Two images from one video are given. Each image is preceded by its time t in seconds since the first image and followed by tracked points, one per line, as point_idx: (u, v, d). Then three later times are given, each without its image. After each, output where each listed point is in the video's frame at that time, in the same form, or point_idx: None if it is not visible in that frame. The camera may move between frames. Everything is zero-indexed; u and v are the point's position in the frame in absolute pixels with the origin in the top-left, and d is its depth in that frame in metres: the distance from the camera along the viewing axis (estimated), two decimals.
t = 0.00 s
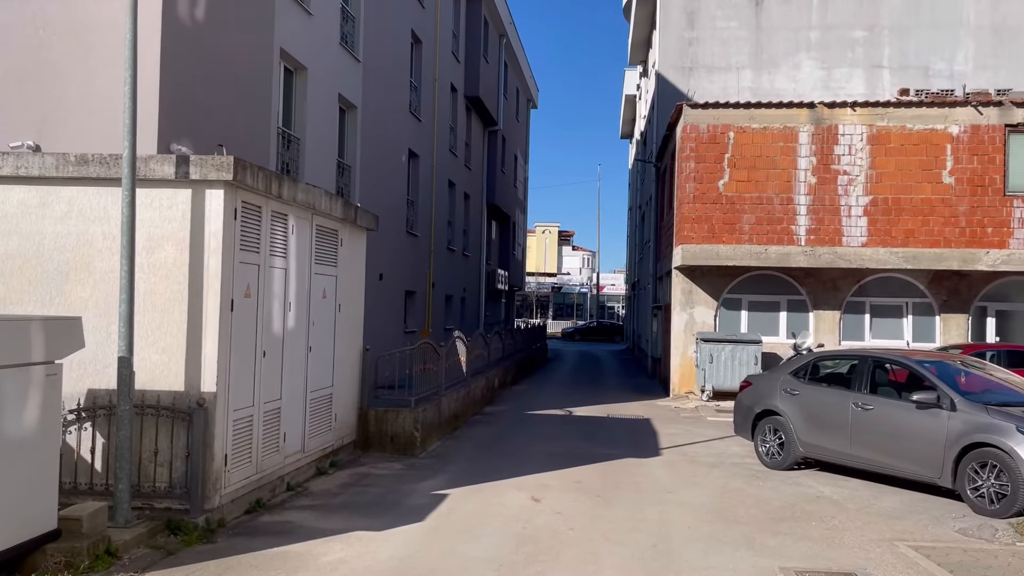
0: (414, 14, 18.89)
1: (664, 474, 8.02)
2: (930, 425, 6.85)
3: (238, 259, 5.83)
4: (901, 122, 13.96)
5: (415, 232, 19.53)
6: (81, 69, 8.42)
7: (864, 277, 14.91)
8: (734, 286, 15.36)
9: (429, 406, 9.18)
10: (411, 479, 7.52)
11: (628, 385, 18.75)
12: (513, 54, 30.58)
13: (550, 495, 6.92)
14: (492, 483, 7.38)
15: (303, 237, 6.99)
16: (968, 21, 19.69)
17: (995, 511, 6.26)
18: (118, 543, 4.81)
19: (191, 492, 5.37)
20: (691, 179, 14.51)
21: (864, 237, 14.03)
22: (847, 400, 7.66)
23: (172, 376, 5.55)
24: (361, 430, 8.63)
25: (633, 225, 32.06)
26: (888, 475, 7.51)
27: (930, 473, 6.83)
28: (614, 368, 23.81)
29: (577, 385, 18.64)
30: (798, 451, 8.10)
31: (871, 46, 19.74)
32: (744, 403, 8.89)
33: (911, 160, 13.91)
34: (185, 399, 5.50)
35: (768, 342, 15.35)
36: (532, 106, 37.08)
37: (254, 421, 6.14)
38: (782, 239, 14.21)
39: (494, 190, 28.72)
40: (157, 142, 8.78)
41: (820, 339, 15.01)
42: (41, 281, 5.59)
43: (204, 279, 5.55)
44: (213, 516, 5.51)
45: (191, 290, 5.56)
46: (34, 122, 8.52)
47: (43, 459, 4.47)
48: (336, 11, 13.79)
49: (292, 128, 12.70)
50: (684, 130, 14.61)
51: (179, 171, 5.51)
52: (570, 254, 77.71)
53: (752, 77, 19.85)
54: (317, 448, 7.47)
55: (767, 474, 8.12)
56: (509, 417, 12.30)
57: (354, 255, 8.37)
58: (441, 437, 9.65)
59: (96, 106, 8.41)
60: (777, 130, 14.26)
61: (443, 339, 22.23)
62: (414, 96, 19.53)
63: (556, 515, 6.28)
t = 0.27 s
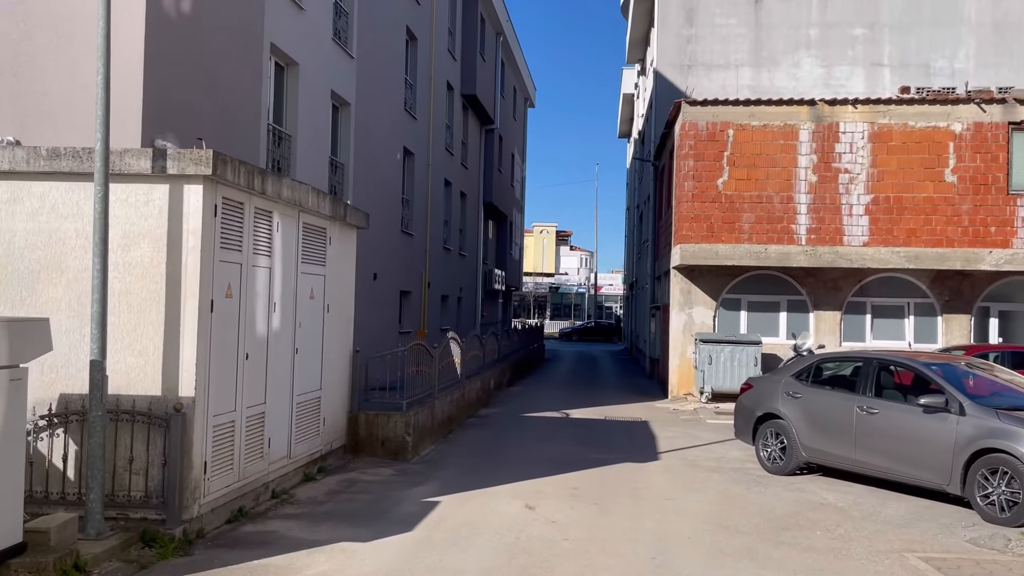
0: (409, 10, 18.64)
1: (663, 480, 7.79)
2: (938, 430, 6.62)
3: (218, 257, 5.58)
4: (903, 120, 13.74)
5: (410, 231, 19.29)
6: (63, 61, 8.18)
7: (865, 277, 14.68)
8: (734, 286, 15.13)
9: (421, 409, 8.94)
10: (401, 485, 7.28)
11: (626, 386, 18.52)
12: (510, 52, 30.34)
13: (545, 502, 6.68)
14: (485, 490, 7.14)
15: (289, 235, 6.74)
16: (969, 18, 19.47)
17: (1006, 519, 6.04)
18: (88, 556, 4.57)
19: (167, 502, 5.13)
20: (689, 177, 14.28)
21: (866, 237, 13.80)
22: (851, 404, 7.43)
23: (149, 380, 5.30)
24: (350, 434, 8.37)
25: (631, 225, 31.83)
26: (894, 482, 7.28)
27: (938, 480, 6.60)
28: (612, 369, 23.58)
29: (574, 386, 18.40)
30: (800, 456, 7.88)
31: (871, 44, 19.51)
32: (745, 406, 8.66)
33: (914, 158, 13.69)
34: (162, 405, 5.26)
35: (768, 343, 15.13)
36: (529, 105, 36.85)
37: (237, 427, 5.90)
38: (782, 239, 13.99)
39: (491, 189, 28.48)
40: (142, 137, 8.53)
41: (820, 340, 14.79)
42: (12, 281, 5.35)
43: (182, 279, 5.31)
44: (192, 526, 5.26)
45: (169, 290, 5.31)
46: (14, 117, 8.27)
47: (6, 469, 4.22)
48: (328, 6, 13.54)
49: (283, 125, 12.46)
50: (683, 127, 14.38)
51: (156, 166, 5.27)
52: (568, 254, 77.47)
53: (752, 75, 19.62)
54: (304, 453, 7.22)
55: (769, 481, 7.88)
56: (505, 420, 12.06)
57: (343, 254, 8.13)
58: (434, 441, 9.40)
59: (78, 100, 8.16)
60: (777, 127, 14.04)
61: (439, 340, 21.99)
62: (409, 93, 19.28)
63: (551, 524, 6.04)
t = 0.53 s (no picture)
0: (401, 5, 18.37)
1: (657, 483, 7.54)
2: (942, 431, 6.38)
3: (191, 250, 5.32)
4: (902, 115, 13.51)
5: (402, 229, 19.02)
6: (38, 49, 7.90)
7: (863, 275, 14.46)
8: (730, 284, 14.90)
9: (409, 409, 8.69)
10: (387, 488, 7.02)
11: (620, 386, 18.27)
12: (505, 49, 30.08)
13: (534, 506, 6.43)
14: (473, 493, 6.89)
15: (269, 228, 6.48)
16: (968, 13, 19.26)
17: (1013, 524, 5.81)
18: (46, 565, 4.30)
19: (135, 507, 4.87)
20: (685, 173, 14.03)
21: (864, 234, 13.58)
22: (852, 404, 7.20)
23: (116, 379, 5.04)
24: (335, 435, 8.10)
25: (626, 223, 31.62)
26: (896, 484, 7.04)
27: (943, 482, 6.37)
28: (607, 368, 23.33)
29: (568, 386, 18.16)
30: (799, 458, 7.64)
31: (869, 40, 19.28)
32: (742, 406, 8.42)
33: (913, 154, 13.46)
34: (130, 405, 5.00)
35: (765, 342, 14.90)
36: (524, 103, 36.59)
37: (211, 428, 5.63)
38: (779, 236, 13.77)
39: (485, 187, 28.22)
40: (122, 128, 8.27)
41: (818, 339, 14.57)
42: None
43: (152, 272, 5.04)
44: (161, 533, 5.00)
45: (137, 284, 5.05)
46: None
47: None
48: None
49: (270, 119, 12.19)
50: (678, 123, 14.14)
51: (123, 153, 5.00)
52: (564, 254, 77.23)
53: (748, 71, 19.39)
54: (285, 455, 6.96)
55: (766, 483, 7.64)
56: (496, 420, 11.80)
57: (327, 249, 7.86)
58: (422, 442, 9.15)
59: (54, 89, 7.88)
60: (774, 122, 13.80)
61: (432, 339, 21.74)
62: (401, 89, 19.01)
63: (540, 529, 5.79)
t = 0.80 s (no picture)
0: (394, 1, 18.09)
1: (655, 492, 7.26)
2: (952, 439, 6.12)
3: (164, 249, 5.03)
4: (904, 113, 13.26)
5: (395, 228, 18.73)
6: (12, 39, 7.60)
7: (864, 275, 14.21)
8: (728, 285, 14.64)
9: (399, 415, 8.40)
10: (373, 499, 6.74)
11: (617, 388, 17.99)
12: (500, 47, 29.81)
13: (527, 518, 6.15)
14: (463, 503, 6.60)
15: (250, 227, 6.19)
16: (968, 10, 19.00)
17: None
18: None
19: (102, 522, 4.59)
20: (683, 172, 13.76)
21: (865, 234, 13.32)
22: (858, 409, 6.93)
23: (83, 386, 4.75)
24: (321, 442, 7.81)
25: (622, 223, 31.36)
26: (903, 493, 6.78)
27: (953, 492, 6.11)
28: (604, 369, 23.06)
29: (564, 388, 17.88)
30: (802, 465, 7.38)
31: (869, 37, 19.03)
32: (743, 411, 8.15)
33: (915, 152, 13.21)
34: (97, 413, 4.72)
35: (764, 344, 14.64)
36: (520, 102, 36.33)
37: (187, 437, 5.34)
38: (779, 235, 13.50)
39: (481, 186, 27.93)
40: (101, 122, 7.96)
41: (818, 341, 14.31)
42: None
43: (121, 272, 4.75)
44: (130, 549, 4.71)
45: (106, 285, 4.76)
46: None
47: None
48: None
49: (258, 116, 11.90)
50: (676, 120, 13.88)
51: (90, 147, 4.72)
52: (560, 254, 76.97)
53: (746, 69, 19.13)
54: (268, 464, 6.68)
55: (768, 491, 7.36)
56: (490, 424, 11.52)
57: (313, 248, 7.58)
58: (413, 448, 8.86)
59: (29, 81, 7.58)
60: (774, 120, 13.54)
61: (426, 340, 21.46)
62: (395, 87, 18.72)
63: (532, 544, 5.51)
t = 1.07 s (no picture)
0: None
1: (654, 495, 7.02)
2: (963, 440, 5.90)
3: (138, 240, 4.76)
4: (905, 107, 13.04)
5: (389, 226, 18.47)
6: None
7: (864, 273, 13.99)
8: (727, 283, 14.41)
9: (389, 415, 8.14)
10: (361, 502, 6.48)
11: (613, 388, 17.76)
12: (495, 44, 29.57)
13: (520, 522, 5.90)
14: (454, 507, 6.35)
15: (231, 218, 5.93)
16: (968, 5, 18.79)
17: None
18: None
19: (69, 528, 4.32)
20: (681, 168, 13.53)
21: (866, 231, 13.09)
22: (864, 409, 6.69)
23: (51, 385, 4.49)
24: (309, 443, 7.56)
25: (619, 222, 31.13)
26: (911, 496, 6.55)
27: (964, 495, 5.88)
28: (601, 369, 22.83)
29: (560, 388, 17.64)
30: (805, 467, 7.14)
31: (868, 33, 18.81)
32: (744, 411, 7.91)
33: (916, 148, 12.99)
34: (65, 413, 4.45)
35: (763, 342, 14.41)
36: (515, 99, 36.09)
37: (164, 439, 5.08)
38: (778, 232, 13.26)
39: (476, 184, 27.67)
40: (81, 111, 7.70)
41: (818, 339, 14.09)
42: None
43: (90, 264, 4.48)
44: (100, 557, 4.45)
45: (74, 277, 4.49)
46: None
47: None
48: None
49: (247, 109, 11.64)
50: (674, 115, 13.65)
51: (58, 131, 4.45)
52: (556, 253, 76.75)
53: (744, 65, 18.91)
54: (252, 466, 6.42)
55: (770, 494, 7.12)
56: (484, 424, 11.27)
57: (300, 243, 7.32)
58: (404, 449, 8.60)
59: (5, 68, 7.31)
60: (773, 115, 13.32)
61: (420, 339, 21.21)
62: (388, 82, 18.46)
63: (525, 550, 5.26)
